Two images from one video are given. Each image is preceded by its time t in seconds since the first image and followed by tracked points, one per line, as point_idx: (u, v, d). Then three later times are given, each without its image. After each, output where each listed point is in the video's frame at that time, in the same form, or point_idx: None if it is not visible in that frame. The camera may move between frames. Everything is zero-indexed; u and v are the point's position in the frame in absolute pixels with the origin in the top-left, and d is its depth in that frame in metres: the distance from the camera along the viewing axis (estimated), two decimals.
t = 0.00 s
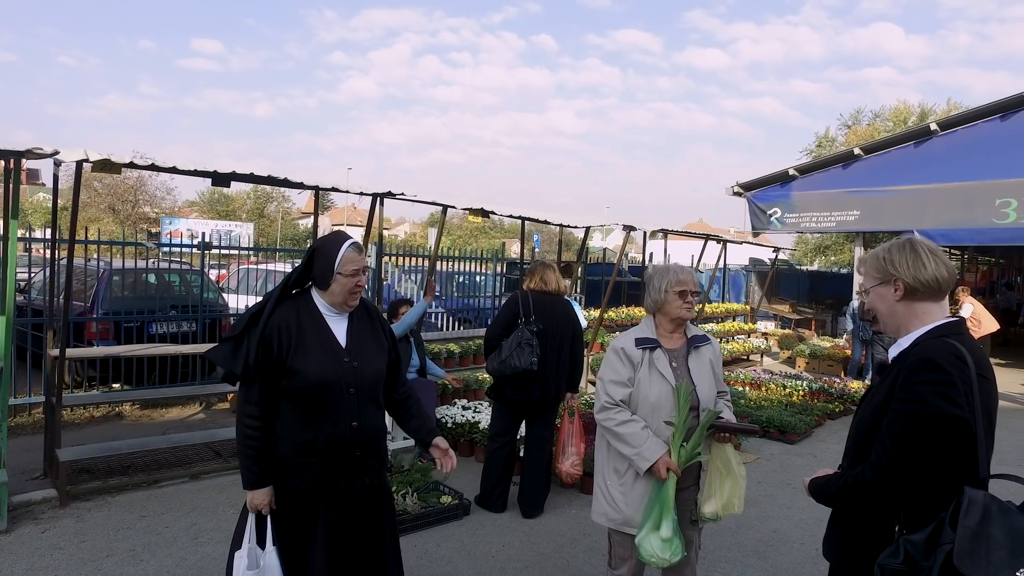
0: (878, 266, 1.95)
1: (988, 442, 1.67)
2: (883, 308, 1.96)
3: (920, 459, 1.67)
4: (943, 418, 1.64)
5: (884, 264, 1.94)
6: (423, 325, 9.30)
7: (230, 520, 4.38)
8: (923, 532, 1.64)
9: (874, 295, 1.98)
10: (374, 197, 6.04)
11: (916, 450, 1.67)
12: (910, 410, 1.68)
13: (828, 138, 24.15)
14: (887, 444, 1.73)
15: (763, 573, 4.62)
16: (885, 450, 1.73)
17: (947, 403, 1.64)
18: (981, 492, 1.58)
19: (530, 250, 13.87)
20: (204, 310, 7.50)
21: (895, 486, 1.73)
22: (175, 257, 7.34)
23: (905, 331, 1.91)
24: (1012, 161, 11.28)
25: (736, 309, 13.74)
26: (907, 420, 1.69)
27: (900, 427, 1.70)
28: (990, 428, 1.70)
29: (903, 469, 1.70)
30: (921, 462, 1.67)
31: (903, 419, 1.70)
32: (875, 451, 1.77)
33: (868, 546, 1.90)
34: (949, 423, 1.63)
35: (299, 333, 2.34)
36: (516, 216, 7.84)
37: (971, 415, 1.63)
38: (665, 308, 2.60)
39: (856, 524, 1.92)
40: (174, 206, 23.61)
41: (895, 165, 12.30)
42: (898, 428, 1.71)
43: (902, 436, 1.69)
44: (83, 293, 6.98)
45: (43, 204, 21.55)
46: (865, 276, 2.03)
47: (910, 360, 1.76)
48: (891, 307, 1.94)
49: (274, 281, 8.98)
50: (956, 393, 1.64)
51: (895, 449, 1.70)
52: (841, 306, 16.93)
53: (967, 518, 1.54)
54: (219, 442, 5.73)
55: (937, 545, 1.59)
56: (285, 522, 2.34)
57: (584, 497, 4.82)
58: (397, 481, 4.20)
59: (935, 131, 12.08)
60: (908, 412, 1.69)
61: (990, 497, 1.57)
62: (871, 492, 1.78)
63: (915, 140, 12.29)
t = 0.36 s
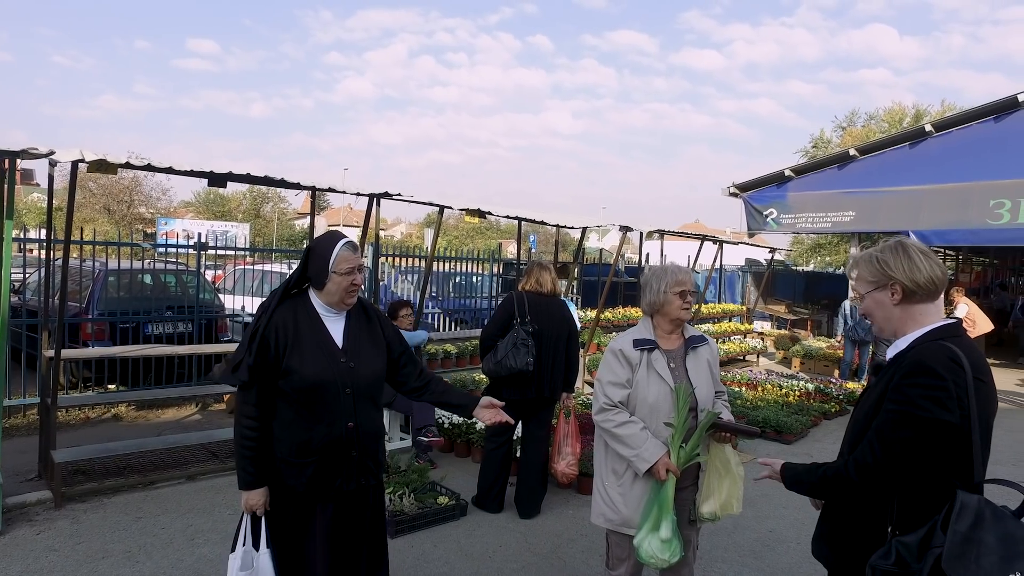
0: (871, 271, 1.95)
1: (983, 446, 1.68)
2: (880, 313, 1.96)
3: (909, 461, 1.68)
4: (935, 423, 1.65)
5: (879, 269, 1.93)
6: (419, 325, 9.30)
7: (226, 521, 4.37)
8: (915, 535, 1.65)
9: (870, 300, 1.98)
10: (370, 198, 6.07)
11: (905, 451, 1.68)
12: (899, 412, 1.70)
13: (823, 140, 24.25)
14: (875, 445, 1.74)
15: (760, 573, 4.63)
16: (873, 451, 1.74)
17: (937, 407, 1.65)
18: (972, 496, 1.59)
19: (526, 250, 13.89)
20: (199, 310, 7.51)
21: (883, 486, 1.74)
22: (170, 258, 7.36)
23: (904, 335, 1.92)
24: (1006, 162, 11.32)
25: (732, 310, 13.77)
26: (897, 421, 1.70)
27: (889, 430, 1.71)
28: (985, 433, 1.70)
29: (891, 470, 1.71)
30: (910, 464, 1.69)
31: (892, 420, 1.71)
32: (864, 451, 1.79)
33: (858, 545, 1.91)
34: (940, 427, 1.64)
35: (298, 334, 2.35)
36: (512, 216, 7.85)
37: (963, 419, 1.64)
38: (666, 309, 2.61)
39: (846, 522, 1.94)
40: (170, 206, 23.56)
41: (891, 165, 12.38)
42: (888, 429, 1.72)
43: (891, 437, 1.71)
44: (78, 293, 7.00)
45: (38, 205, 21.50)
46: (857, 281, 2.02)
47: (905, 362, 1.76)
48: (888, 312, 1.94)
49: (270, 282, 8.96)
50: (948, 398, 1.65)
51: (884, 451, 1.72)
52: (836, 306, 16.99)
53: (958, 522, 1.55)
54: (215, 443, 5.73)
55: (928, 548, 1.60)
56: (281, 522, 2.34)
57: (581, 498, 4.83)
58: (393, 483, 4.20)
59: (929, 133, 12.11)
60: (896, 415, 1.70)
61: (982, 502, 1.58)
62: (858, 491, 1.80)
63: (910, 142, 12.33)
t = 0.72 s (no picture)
0: (905, 258, 1.94)
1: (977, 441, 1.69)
2: (887, 299, 1.98)
3: (911, 460, 1.68)
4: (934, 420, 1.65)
5: (912, 260, 1.94)
6: (416, 326, 9.29)
7: (222, 522, 4.36)
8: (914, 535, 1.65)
9: (881, 284, 1.99)
10: (366, 198, 6.06)
11: (909, 452, 1.67)
12: (900, 411, 1.69)
13: (818, 141, 24.33)
14: (877, 446, 1.73)
15: (757, 572, 4.63)
16: (876, 454, 1.73)
17: (936, 405, 1.65)
18: (968, 494, 1.60)
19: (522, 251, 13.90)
20: (195, 311, 7.50)
21: (885, 489, 1.73)
22: (166, 258, 7.28)
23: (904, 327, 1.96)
24: (999, 162, 11.36)
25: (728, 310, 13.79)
26: (898, 422, 1.70)
27: (890, 432, 1.71)
28: (980, 428, 1.71)
29: (895, 472, 1.70)
30: (914, 465, 1.68)
31: (894, 421, 1.70)
32: (866, 455, 1.77)
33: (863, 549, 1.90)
34: (940, 425, 1.65)
35: (295, 334, 2.34)
36: (508, 217, 7.86)
37: (960, 416, 1.65)
38: (660, 308, 2.61)
39: (851, 527, 1.92)
40: (165, 206, 23.50)
41: (886, 165, 12.42)
42: (890, 431, 1.71)
43: (894, 439, 1.69)
44: (73, 294, 6.97)
45: (32, 206, 21.39)
46: (876, 260, 2.01)
47: (901, 361, 1.77)
48: (897, 301, 1.97)
49: (266, 282, 8.94)
50: (945, 395, 1.65)
51: (886, 453, 1.71)
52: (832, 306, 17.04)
53: (954, 521, 1.56)
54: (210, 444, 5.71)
55: (926, 549, 1.60)
56: (276, 522, 2.33)
57: (577, 498, 4.83)
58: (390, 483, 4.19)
59: (923, 134, 12.14)
60: (896, 416, 1.70)
61: (977, 498, 1.58)
62: (863, 497, 1.78)
63: (905, 142, 12.36)
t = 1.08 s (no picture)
0: (909, 258, 1.95)
1: (978, 444, 1.71)
2: (887, 299, 1.98)
3: (918, 466, 1.67)
4: (942, 424, 1.65)
5: (917, 260, 1.94)
6: (411, 327, 9.28)
7: (217, 524, 4.34)
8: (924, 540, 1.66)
9: (883, 283, 1.98)
10: (360, 199, 6.05)
11: (917, 457, 1.67)
12: (908, 416, 1.69)
13: (813, 142, 24.41)
14: (883, 451, 1.72)
15: (752, 573, 4.64)
16: (882, 458, 1.72)
17: (945, 408, 1.65)
18: (977, 498, 1.61)
19: (518, 253, 13.91)
20: (189, 313, 7.48)
21: (892, 495, 1.72)
22: (161, 261, 7.30)
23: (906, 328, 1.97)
24: (991, 164, 11.42)
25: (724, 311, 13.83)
26: (905, 426, 1.69)
27: (897, 437, 1.69)
28: (980, 431, 1.73)
29: (902, 477, 1.69)
30: (922, 469, 1.67)
31: (902, 425, 1.70)
32: (870, 460, 1.76)
33: (863, 556, 1.90)
34: (948, 427, 1.65)
35: (291, 335, 2.33)
36: (503, 217, 7.86)
37: (965, 419, 1.66)
38: (659, 309, 2.61)
39: (851, 534, 1.91)
40: (160, 207, 23.43)
41: (879, 167, 12.47)
42: (896, 436, 1.70)
43: (901, 444, 1.69)
44: (65, 296, 6.96)
45: (25, 207, 21.28)
46: (879, 259, 2.01)
47: (905, 364, 1.77)
48: (898, 301, 1.97)
49: (261, 283, 8.93)
50: (952, 398, 1.66)
51: (893, 457, 1.70)
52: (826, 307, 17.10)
53: (971, 528, 1.56)
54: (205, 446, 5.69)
55: (940, 556, 1.61)
56: (271, 523, 2.32)
57: (573, 498, 4.84)
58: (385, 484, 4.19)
59: (917, 135, 12.14)
60: (907, 421, 1.69)
61: (987, 502, 1.60)
62: (868, 503, 1.76)
63: (898, 143, 12.39)
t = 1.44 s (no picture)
0: (896, 260, 1.96)
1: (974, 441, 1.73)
2: (878, 302, 1.99)
3: (916, 465, 1.67)
4: (939, 422, 1.66)
5: (906, 263, 1.96)
6: (404, 329, 9.28)
7: (208, 527, 4.32)
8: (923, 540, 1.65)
9: (872, 286, 2.00)
10: (353, 200, 6.06)
11: (917, 457, 1.67)
12: (907, 416, 1.69)
13: (805, 143, 24.55)
14: (883, 452, 1.72)
15: (744, 573, 4.65)
16: (882, 460, 1.72)
17: (943, 407, 1.66)
18: (975, 496, 1.62)
19: (511, 253, 13.91)
20: (181, 314, 7.45)
21: (894, 497, 1.72)
22: (152, 261, 7.26)
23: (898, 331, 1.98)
24: (981, 165, 11.51)
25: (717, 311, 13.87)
26: (904, 427, 1.70)
27: (897, 437, 1.70)
28: (975, 428, 1.75)
29: (902, 478, 1.69)
30: (921, 470, 1.67)
31: (901, 426, 1.70)
32: (871, 462, 1.76)
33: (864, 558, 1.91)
34: (945, 426, 1.66)
35: (282, 336, 2.32)
36: (497, 218, 7.87)
37: (962, 418, 1.67)
38: (653, 312, 2.61)
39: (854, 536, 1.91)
40: (152, 208, 23.35)
41: (871, 168, 12.55)
42: (896, 436, 1.71)
43: (900, 444, 1.69)
44: (56, 298, 6.86)
45: (14, 208, 21.15)
46: (868, 262, 2.02)
47: (901, 365, 1.78)
48: (888, 303, 1.98)
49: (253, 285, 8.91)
50: (949, 397, 1.67)
51: (893, 458, 1.70)
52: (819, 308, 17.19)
53: (973, 527, 1.57)
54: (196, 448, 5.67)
55: (943, 556, 1.60)
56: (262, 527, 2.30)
57: (565, 499, 4.84)
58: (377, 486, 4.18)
59: (907, 136, 12.26)
60: (905, 420, 1.69)
61: (985, 500, 1.61)
62: (870, 505, 1.76)
63: (889, 145, 12.49)
